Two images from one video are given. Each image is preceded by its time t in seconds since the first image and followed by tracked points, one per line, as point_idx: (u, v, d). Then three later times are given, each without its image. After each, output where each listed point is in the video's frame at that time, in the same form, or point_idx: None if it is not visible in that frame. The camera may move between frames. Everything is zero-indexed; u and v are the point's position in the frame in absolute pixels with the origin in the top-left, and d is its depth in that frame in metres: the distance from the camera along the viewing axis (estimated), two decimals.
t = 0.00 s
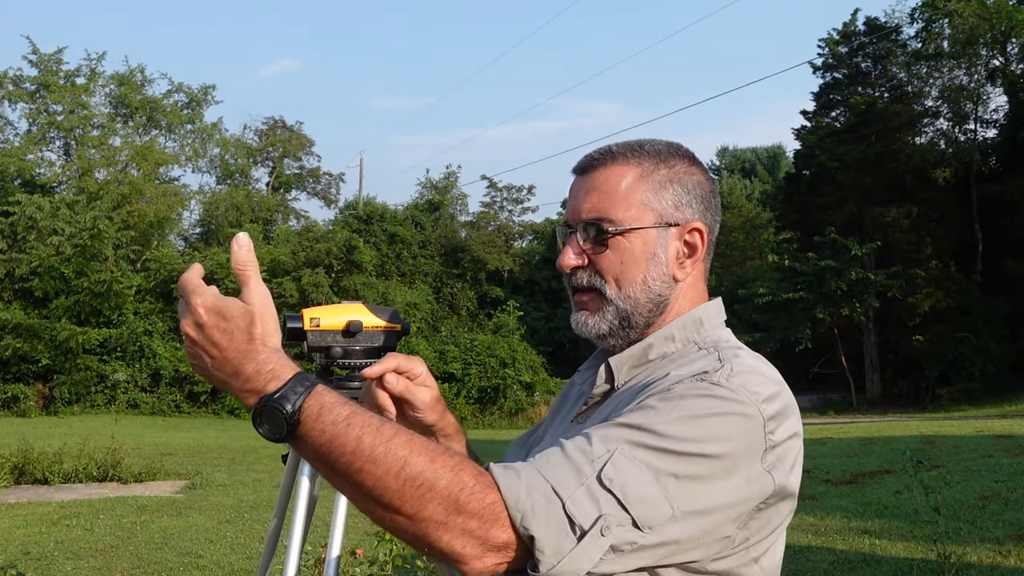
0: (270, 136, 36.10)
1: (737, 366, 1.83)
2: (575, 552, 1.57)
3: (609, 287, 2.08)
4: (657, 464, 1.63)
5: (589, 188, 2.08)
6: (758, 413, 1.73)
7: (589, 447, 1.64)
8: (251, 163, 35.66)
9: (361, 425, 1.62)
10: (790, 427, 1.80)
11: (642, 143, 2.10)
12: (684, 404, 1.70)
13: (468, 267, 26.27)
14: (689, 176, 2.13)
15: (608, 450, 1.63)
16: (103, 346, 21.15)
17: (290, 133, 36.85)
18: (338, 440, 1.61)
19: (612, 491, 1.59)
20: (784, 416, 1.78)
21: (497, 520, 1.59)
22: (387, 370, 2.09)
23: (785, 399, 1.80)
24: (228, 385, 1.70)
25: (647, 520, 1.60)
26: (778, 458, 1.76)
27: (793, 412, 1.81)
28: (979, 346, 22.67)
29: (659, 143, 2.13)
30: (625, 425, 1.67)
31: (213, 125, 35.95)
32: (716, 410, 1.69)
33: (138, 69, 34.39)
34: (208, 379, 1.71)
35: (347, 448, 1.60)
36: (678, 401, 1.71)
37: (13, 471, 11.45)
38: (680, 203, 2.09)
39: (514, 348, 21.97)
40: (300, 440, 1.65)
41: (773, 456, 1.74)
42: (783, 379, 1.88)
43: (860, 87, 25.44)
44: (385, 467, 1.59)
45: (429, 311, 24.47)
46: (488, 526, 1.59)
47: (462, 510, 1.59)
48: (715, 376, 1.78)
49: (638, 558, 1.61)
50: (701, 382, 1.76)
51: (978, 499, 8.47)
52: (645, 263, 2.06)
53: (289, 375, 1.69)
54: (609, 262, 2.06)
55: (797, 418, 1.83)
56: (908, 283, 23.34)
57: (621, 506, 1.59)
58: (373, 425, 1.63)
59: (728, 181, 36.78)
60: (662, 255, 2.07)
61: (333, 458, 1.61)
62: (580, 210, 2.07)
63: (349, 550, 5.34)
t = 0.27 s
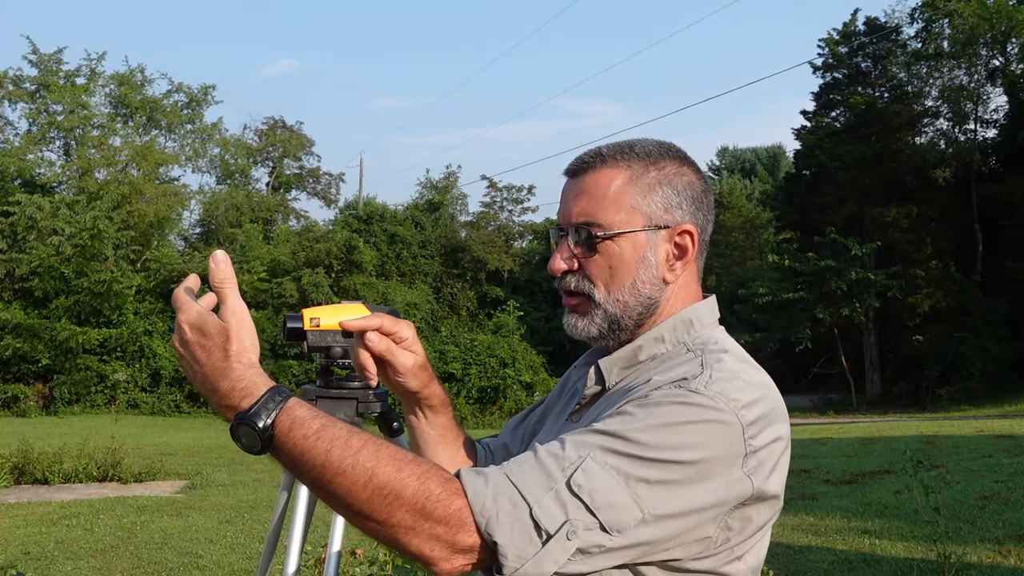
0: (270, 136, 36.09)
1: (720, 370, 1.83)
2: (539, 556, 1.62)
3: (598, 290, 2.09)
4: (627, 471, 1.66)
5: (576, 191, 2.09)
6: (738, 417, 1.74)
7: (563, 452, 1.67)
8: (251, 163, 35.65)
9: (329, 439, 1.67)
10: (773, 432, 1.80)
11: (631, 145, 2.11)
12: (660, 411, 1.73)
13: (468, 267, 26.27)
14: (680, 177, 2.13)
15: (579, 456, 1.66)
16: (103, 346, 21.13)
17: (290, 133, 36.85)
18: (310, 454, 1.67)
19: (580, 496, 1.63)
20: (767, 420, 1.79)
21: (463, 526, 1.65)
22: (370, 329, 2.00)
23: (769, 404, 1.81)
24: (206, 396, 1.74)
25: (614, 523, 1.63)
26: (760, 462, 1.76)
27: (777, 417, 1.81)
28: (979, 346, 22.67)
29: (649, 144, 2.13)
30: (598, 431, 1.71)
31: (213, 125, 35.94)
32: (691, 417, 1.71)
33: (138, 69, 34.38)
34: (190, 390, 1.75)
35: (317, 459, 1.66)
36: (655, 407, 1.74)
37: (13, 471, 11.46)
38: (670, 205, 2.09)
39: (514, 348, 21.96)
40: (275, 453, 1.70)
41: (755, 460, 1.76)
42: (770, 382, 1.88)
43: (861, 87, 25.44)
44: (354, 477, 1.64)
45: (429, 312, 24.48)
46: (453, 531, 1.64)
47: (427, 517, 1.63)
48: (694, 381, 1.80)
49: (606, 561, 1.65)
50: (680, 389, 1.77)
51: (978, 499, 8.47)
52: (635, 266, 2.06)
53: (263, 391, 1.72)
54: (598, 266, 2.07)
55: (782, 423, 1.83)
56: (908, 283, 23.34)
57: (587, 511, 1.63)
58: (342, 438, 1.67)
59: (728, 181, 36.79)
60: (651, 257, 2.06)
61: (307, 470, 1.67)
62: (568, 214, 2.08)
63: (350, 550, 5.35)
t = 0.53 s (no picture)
0: (270, 136, 36.13)
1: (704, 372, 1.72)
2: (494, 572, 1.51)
3: (595, 288, 2.05)
4: (595, 480, 1.55)
5: (574, 185, 2.06)
6: (721, 421, 1.63)
7: (526, 463, 1.57)
8: (251, 163, 35.69)
9: (282, 447, 1.62)
10: (763, 438, 1.67)
11: (633, 139, 2.07)
12: (635, 416, 1.62)
13: (468, 267, 26.29)
14: (683, 172, 2.08)
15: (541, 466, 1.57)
16: (103, 346, 21.12)
17: (290, 133, 36.89)
18: (263, 460, 1.62)
19: (541, 509, 1.52)
20: (754, 426, 1.67)
21: (416, 540, 1.55)
22: (354, 320, 1.86)
23: (758, 408, 1.69)
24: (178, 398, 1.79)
25: (578, 539, 1.52)
26: (749, 473, 1.64)
27: (767, 424, 1.69)
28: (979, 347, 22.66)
29: (652, 137, 2.09)
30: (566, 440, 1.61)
31: (213, 125, 35.98)
32: (667, 422, 1.59)
33: (138, 69, 34.38)
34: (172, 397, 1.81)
35: (268, 467, 1.61)
36: (629, 413, 1.63)
37: (13, 471, 11.45)
38: (672, 199, 2.04)
39: (514, 348, 21.99)
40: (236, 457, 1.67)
41: (743, 470, 1.64)
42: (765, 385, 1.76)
43: (861, 87, 25.43)
44: (305, 486, 1.57)
45: (430, 311, 24.52)
46: (404, 545, 1.55)
47: (379, 528, 1.55)
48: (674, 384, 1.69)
49: None
50: (657, 393, 1.66)
51: (978, 499, 8.48)
52: (634, 264, 2.02)
53: (228, 397, 1.73)
54: (596, 263, 2.03)
55: (775, 429, 1.71)
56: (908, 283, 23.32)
57: (549, 525, 1.52)
58: (300, 444, 1.62)
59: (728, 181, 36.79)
60: (652, 254, 2.03)
61: (261, 477, 1.63)
62: (566, 208, 2.05)
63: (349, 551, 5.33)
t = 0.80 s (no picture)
0: (270, 136, 36.13)
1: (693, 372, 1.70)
2: None
3: (619, 274, 1.99)
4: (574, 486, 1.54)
5: (590, 164, 2.01)
6: (710, 422, 1.62)
7: (505, 470, 1.57)
8: (251, 163, 35.69)
9: (261, 448, 1.65)
10: (754, 439, 1.66)
11: (650, 122, 2.04)
12: (618, 420, 1.61)
13: (468, 267, 26.29)
14: (692, 159, 2.08)
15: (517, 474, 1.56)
16: (103, 346, 21.11)
17: (290, 133, 36.89)
18: (241, 458, 1.66)
19: (517, 519, 1.51)
20: (744, 427, 1.65)
21: (382, 552, 1.56)
22: (326, 319, 1.89)
23: (750, 408, 1.68)
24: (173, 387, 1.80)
25: (558, 550, 1.50)
26: (746, 476, 1.63)
27: (761, 425, 1.68)
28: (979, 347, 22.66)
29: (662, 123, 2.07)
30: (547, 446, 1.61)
31: (213, 125, 35.98)
32: (653, 424, 1.58)
33: (138, 69, 34.37)
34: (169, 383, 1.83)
35: (242, 467, 1.65)
36: (612, 416, 1.63)
37: (13, 471, 11.45)
38: (688, 186, 2.04)
39: (514, 348, 21.98)
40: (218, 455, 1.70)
41: (736, 473, 1.62)
42: (759, 382, 1.75)
43: (861, 87, 25.45)
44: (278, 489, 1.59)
45: (430, 311, 24.55)
46: (370, 558, 1.55)
47: (350, 536, 1.56)
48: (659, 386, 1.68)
49: None
50: (641, 395, 1.65)
51: (978, 499, 8.48)
52: (658, 250, 2.00)
53: (218, 390, 1.74)
54: (620, 246, 1.98)
55: (769, 430, 1.69)
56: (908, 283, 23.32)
57: (524, 536, 1.50)
58: (274, 447, 1.65)
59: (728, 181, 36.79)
60: (674, 241, 2.01)
61: (242, 477, 1.65)
62: (585, 186, 2.00)
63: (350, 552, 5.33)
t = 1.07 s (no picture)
0: (270, 136, 36.13)
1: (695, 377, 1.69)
2: None
3: (629, 275, 1.99)
4: (572, 495, 1.54)
5: (592, 158, 2.00)
6: (711, 430, 1.61)
7: (502, 480, 1.58)
8: (250, 163, 35.69)
9: (255, 453, 1.64)
10: (756, 448, 1.66)
11: (646, 113, 2.04)
12: (619, 428, 1.61)
13: (468, 267, 26.29)
14: (687, 152, 2.10)
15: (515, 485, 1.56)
16: (103, 346, 21.10)
17: (290, 133, 36.88)
18: (233, 463, 1.66)
19: (515, 530, 1.51)
20: (745, 435, 1.64)
21: (373, 562, 1.55)
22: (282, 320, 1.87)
23: (751, 416, 1.67)
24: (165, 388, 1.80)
25: (555, 561, 1.50)
26: (749, 484, 1.64)
27: (762, 433, 1.68)
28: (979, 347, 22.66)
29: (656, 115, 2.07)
30: (544, 455, 1.60)
31: (213, 125, 35.98)
32: (653, 433, 1.58)
33: (138, 69, 34.36)
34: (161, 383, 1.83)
35: (235, 472, 1.65)
36: (613, 423, 1.63)
37: (13, 471, 11.45)
38: (687, 180, 2.05)
39: (514, 348, 21.97)
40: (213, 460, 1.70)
41: (738, 482, 1.63)
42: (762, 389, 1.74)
43: (861, 87, 25.46)
44: (272, 498, 1.59)
45: (429, 311, 24.54)
46: (363, 567, 1.55)
47: (344, 545, 1.55)
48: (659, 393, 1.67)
49: None
50: (642, 400, 1.65)
51: (978, 499, 8.48)
52: (664, 247, 2.02)
53: (210, 392, 1.74)
54: (631, 246, 1.98)
55: (770, 439, 1.69)
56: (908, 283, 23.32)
57: (523, 547, 1.50)
58: (269, 452, 1.64)
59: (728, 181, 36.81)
60: (677, 239, 2.04)
61: (236, 481, 1.65)
62: (589, 181, 1.99)
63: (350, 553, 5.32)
